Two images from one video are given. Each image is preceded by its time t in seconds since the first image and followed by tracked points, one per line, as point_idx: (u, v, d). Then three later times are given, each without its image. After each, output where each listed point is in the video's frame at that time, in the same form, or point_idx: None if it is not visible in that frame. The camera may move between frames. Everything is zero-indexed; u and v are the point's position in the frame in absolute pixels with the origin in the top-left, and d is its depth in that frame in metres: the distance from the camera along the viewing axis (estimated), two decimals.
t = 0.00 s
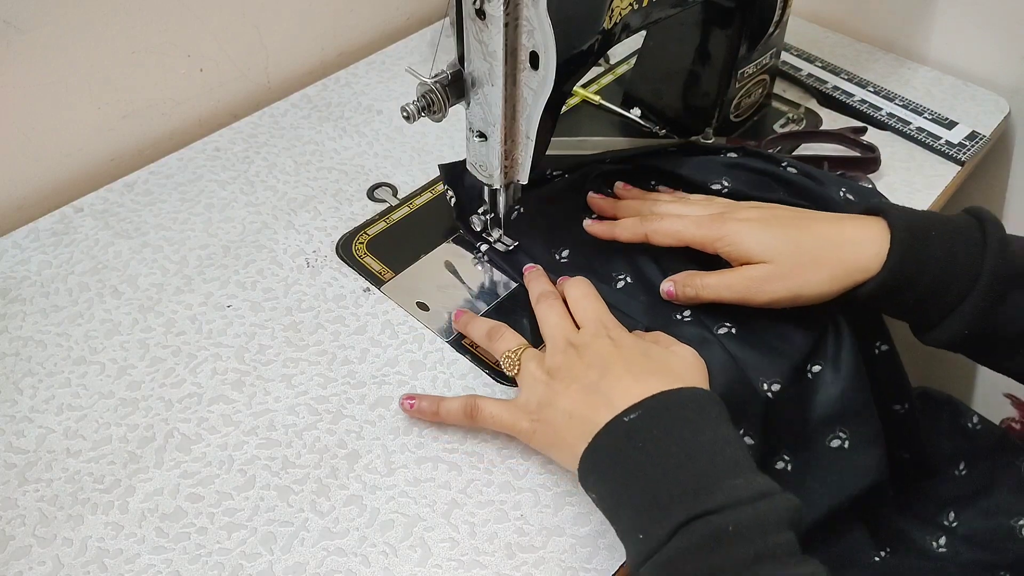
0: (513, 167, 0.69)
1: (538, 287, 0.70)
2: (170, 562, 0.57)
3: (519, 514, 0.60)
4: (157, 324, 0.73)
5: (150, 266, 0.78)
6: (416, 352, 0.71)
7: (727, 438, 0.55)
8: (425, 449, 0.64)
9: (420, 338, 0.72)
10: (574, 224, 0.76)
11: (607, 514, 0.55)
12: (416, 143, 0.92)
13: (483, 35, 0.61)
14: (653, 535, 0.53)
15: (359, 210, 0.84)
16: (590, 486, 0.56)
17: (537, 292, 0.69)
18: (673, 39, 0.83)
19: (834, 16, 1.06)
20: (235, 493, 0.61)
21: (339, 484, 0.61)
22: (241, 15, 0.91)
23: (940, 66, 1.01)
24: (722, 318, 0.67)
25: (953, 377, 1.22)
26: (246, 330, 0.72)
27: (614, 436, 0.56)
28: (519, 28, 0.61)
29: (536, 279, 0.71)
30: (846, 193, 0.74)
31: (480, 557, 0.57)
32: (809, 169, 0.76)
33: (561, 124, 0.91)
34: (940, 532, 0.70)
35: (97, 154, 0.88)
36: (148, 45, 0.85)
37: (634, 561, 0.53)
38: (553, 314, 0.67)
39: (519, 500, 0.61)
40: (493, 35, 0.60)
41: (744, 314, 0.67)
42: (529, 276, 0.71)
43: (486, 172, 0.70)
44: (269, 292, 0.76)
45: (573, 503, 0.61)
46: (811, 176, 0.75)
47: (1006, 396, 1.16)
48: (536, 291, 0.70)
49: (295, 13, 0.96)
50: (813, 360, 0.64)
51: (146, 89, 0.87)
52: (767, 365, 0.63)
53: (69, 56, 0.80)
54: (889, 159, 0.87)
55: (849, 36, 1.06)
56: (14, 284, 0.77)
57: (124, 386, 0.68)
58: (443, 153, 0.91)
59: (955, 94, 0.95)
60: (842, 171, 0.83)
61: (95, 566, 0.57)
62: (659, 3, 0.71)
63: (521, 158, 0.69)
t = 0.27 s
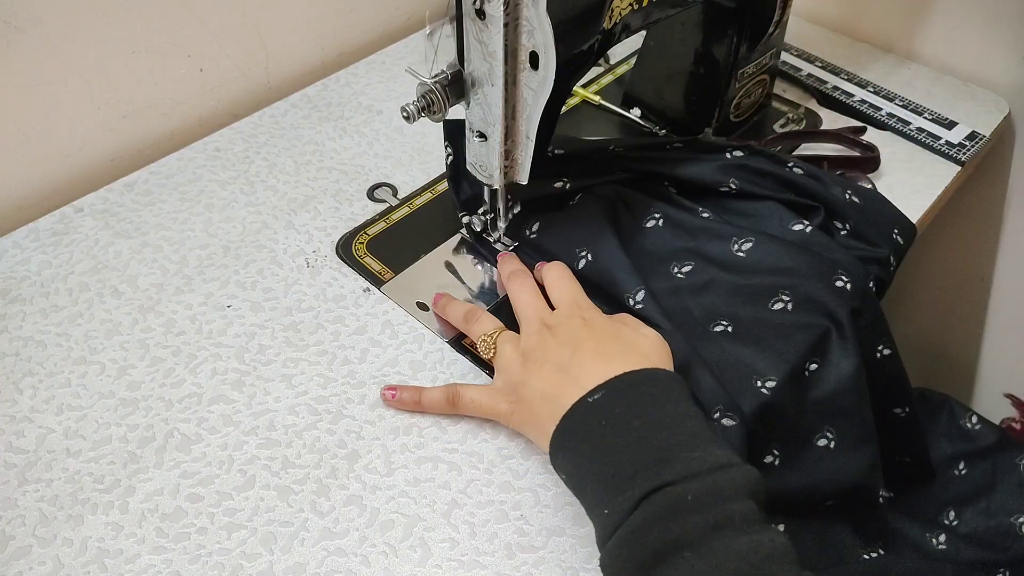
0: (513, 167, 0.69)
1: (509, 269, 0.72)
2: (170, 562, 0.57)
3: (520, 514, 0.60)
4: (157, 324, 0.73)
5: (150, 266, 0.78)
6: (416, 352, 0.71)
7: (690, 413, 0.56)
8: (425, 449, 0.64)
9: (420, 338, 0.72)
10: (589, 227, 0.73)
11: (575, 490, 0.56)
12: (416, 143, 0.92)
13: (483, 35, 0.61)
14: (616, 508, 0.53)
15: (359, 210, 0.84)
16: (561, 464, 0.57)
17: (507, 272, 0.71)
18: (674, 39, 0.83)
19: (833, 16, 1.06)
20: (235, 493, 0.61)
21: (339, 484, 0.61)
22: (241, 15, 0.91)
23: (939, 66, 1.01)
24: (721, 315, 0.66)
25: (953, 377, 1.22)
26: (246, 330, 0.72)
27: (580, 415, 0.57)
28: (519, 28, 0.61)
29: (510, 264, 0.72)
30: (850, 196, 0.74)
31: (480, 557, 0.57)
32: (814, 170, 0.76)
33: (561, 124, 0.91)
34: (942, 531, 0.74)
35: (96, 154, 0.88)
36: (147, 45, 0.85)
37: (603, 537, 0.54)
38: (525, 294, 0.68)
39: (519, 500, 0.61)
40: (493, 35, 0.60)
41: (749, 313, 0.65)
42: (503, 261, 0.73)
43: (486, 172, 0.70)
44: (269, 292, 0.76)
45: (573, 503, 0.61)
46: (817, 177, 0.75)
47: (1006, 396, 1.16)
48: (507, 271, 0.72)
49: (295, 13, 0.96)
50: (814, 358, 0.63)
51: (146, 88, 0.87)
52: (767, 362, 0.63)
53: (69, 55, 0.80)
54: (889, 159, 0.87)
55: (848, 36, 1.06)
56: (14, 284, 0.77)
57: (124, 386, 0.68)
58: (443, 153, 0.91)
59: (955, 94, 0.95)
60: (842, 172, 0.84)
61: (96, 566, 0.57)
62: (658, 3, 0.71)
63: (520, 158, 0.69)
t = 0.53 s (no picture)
0: (513, 168, 0.69)
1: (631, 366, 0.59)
2: (170, 562, 0.57)
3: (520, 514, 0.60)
4: (157, 324, 0.73)
5: (149, 266, 0.78)
6: (416, 352, 0.71)
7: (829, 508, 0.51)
8: (425, 449, 0.64)
9: (420, 339, 0.72)
10: (600, 238, 0.74)
11: None
12: (416, 142, 0.92)
13: (483, 35, 0.61)
14: None
15: (359, 210, 0.84)
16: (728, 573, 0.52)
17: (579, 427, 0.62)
18: (673, 39, 0.83)
19: (833, 16, 1.06)
20: (235, 493, 0.61)
21: (339, 484, 0.61)
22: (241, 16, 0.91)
23: (939, 66, 1.01)
24: (734, 327, 0.66)
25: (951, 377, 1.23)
26: (246, 330, 0.72)
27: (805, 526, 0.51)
28: (519, 28, 0.61)
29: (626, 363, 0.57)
30: (855, 200, 0.74)
31: (480, 557, 0.57)
32: (816, 171, 0.76)
33: (561, 124, 0.91)
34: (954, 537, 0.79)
35: (96, 155, 0.88)
36: (148, 45, 0.85)
37: None
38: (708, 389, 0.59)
39: (519, 500, 0.61)
40: (493, 35, 0.60)
41: (758, 322, 0.66)
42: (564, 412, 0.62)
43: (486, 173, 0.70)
44: (269, 292, 0.76)
45: (573, 503, 0.61)
46: (821, 178, 0.75)
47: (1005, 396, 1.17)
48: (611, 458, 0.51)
49: (295, 13, 0.96)
50: (823, 372, 0.65)
51: (146, 89, 0.87)
52: (780, 373, 0.64)
53: (69, 55, 0.80)
54: (889, 159, 0.87)
55: (848, 36, 1.06)
56: (13, 284, 0.76)
57: (123, 386, 0.68)
58: (442, 153, 0.91)
59: (955, 95, 0.95)
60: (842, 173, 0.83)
61: (95, 566, 0.57)
62: (658, 3, 0.71)
63: (520, 159, 0.69)
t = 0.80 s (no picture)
0: (513, 168, 0.69)
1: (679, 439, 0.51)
2: (170, 562, 0.57)
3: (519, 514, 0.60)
4: (157, 324, 0.73)
5: (149, 266, 0.78)
6: (416, 352, 0.71)
7: None
8: (425, 449, 0.64)
9: (420, 339, 0.72)
10: (600, 238, 0.74)
11: None
12: (416, 142, 0.92)
13: (483, 35, 0.61)
14: None
15: (359, 210, 0.84)
16: None
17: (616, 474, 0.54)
18: (673, 39, 0.83)
19: (832, 17, 1.06)
20: (235, 493, 0.61)
21: (339, 484, 0.61)
22: (241, 16, 0.91)
23: (938, 66, 1.01)
24: (735, 332, 0.66)
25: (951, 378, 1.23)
26: (246, 330, 0.72)
27: None
28: (519, 28, 0.61)
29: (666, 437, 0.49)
30: (856, 200, 0.74)
31: (479, 557, 0.57)
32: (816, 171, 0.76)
33: (561, 123, 0.91)
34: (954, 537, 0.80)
35: (97, 154, 0.88)
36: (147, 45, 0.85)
37: None
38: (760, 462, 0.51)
39: (519, 500, 0.61)
40: (493, 34, 0.60)
41: (760, 326, 0.66)
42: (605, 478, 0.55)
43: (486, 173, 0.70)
44: (269, 292, 0.76)
45: (573, 503, 0.60)
46: (821, 178, 0.75)
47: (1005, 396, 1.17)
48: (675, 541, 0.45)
49: (295, 13, 0.96)
50: (825, 377, 0.64)
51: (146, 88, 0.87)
52: (779, 375, 0.63)
53: (69, 55, 0.80)
54: (889, 159, 0.87)
55: (848, 37, 1.06)
56: (13, 284, 0.76)
57: (123, 386, 0.68)
58: (442, 153, 0.91)
59: (954, 95, 0.95)
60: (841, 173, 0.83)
61: (95, 566, 0.57)
62: (658, 3, 0.71)
63: (520, 159, 0.69)
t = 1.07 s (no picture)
0: (513, 168, 0.69)
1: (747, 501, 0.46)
2: (170, 562, 0.57)
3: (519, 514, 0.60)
4: (157, 324, 0.73)
5: (149, 266, 0.78)
6: (416, 352, 0.71)
7: None
8: (425, 449, 0.64)
9: (420, 339, 0.72)
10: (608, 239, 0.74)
11: None
12: (416, 142, 0.92)
13: (483, 35, 0.61)
14: None
15: (359, 210, 0.84)
16: None
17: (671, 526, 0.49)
18: (673, 39, 0.83)
19: (832, 17, 1.06)
20: (235, 493, 0.61)
21: (339, 484, 0.61)
22: (241, 16, 0.91)
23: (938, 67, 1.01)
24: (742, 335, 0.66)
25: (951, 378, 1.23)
26: (246, 330, 0.72)
27: None
28: (519, 29, 0.61)
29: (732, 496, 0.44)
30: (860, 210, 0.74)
31: (479, 557, 0.57)
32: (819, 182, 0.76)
33: (561, 123, 0.91)
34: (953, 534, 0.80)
35: (97, 154, 0.88)
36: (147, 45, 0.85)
37: None
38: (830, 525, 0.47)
39: (519, 501, 0.61)
40: (493, 34, 0.60)
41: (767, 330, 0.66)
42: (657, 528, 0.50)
43: (486, 172, 0.70)
44: (269, 292, 0.76)
45: (573, 503, 0.60)
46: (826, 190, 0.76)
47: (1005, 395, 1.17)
48: None
49: (295, 13, 0.96)
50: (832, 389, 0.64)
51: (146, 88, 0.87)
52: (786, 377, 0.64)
53: (69, 55, 0.80)
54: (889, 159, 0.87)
55: (848, 37, 1.06)
56: (13, 284, 0.76)
57: (123, 386, 0.68)
58: (442, 153, 0.91)
59: (954, 95, 0.95)
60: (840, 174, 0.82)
61: (95, 566, 0.57)
62: (658, 3, 0.71)
63: (520, 159, 0.69)
